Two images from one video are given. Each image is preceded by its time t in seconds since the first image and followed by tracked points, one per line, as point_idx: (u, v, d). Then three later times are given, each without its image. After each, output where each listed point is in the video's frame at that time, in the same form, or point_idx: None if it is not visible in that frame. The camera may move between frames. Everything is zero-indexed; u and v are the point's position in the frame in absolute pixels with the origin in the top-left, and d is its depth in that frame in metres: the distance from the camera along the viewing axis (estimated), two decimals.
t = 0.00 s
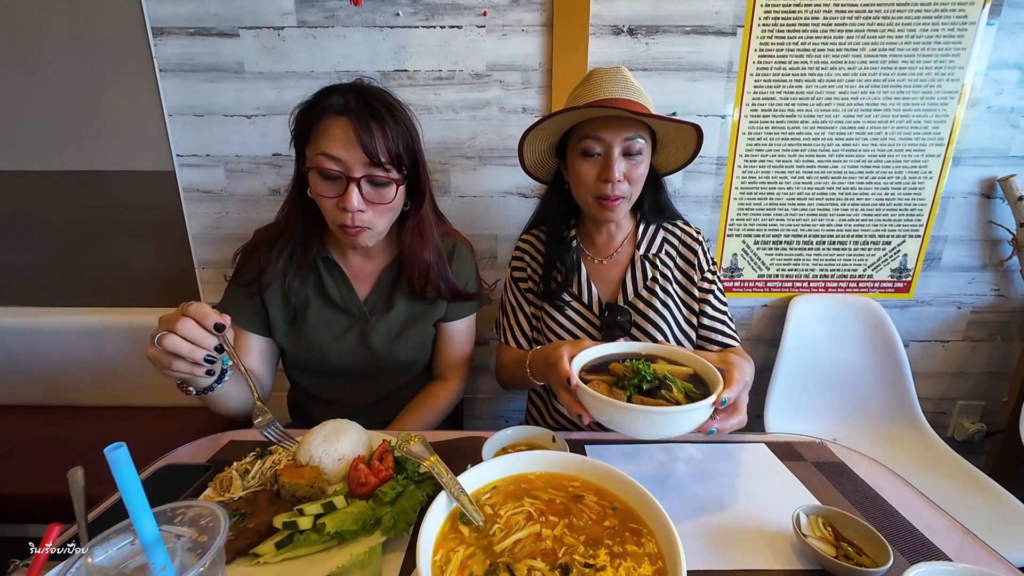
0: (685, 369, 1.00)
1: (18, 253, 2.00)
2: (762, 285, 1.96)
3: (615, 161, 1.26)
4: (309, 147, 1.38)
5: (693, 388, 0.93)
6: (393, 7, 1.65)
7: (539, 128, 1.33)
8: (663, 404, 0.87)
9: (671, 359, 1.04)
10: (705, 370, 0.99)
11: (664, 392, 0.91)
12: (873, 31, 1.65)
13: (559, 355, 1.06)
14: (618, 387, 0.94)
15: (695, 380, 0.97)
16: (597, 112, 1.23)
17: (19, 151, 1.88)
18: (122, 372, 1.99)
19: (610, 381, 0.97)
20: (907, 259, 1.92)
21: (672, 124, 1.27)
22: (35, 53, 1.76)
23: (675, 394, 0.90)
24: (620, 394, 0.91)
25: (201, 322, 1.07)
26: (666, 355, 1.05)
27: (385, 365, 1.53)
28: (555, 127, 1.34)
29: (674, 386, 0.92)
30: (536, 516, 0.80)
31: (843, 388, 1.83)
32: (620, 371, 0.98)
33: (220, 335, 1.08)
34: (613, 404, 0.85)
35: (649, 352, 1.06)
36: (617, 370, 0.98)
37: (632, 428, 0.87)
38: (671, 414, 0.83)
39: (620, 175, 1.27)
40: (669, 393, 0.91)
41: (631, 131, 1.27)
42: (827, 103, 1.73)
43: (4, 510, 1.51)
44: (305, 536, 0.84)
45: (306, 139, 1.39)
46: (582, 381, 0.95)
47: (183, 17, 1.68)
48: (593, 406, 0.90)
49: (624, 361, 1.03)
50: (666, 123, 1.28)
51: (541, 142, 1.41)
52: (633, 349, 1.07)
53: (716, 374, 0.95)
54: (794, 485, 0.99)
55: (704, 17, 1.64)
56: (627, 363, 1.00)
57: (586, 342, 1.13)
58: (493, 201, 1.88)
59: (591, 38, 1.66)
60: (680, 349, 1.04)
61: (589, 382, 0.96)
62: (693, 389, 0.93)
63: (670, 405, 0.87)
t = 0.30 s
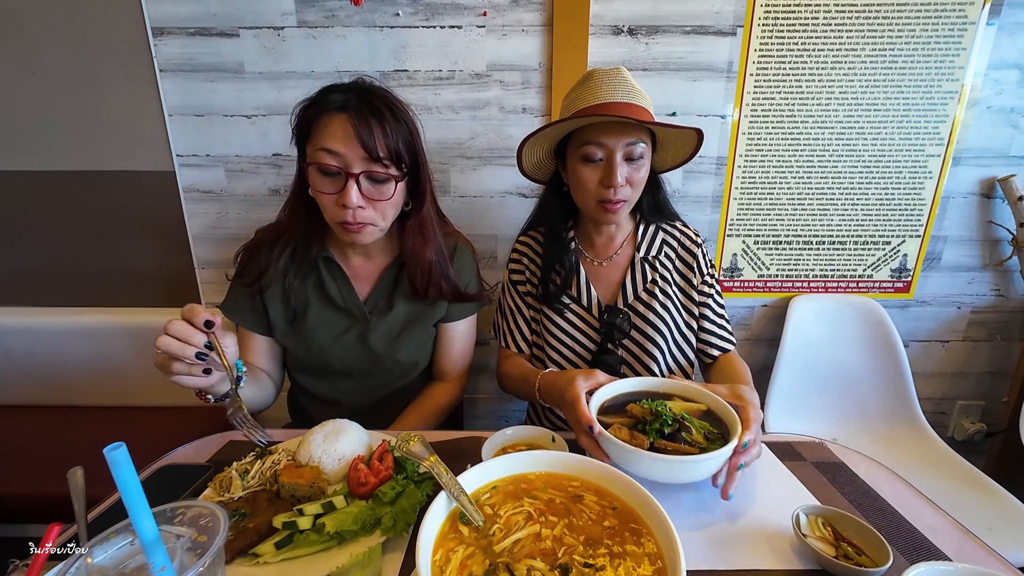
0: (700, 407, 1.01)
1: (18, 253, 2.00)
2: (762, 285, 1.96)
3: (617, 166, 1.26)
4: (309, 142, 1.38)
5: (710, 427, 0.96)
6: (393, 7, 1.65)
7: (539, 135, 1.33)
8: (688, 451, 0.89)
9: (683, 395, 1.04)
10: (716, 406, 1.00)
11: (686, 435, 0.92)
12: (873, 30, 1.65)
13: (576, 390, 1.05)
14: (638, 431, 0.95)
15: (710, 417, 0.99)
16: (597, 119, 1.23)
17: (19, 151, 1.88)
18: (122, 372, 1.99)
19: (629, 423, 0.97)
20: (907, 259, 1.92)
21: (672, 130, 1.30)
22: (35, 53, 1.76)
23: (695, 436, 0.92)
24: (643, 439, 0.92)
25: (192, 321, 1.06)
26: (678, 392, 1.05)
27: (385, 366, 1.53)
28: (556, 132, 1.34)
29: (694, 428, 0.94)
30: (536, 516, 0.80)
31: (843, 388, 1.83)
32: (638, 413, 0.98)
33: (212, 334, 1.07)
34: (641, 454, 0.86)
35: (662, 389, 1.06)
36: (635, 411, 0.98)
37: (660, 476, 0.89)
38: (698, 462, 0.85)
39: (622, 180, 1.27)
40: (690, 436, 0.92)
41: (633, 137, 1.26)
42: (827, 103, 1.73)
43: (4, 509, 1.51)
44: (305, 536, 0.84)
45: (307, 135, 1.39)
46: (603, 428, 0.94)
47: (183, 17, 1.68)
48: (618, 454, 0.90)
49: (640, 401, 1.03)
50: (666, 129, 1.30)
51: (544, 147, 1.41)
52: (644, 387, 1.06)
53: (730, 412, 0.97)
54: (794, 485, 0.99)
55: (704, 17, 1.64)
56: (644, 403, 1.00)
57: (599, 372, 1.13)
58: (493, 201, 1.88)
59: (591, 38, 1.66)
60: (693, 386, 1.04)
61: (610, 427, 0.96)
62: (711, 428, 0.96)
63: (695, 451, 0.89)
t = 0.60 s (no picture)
0: (708, 428, 0.99)
1: (17, 253, 2.00)
2: (762, 285, 1.96)
3: (615, 167, 1.26)
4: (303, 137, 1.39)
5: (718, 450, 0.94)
6: (393, 7, 1.65)
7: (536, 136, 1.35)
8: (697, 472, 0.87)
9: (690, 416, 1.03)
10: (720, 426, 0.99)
11: (695, 457, 0.91)
12: (873, 30, 1.65)
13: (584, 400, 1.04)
14: (647, 449, 0.93)
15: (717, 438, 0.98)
16: (595, 119, 1.24)
17: (19, 150, 1.88)
18: (122, 372, 2.00)
19: (636, 441, 0.96)
20: (907, 259, 1.92)
21: (675, 131, 1.29)
22: (35, 53, 1.76)
23: (704, 459, 0.91)
24: (651, 457, 0.90)
25: (283, 311, 1.16)
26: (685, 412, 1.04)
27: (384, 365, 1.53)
28: (558, 130, 1.34)
29: (702, 451, 0.92)
30: (536, 516, 0.80)
31: (843, 388, 1.83)
32: (646, 431, 0.97)
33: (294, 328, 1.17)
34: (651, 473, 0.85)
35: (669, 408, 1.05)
36: (643, 428, 0.97)
37: (667, 495, 0.87)
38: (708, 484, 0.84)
39: (620, 181, 1.27)
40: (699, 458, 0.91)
41: (634, 138, 1.26)
42: (827, 103, 1.73)
43: (4, 510, 1.51)
44: (305, 536, 0.84)
45: (301, 131, 1.39)
46: (612, 443, 0.93)
47: (183, 18, 1.68)
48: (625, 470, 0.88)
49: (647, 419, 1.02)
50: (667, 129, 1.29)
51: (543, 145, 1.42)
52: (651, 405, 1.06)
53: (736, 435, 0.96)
54: (794, 484, 0.99)
55: (704, 17, 1.64)
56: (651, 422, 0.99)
57: (606, 388, 1.13)
58: (493, 201, 1.88)
59: (591, 38, 1.66)
60: (699, 407, 1.03)
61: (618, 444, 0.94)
62: (719, 451, 0.94)
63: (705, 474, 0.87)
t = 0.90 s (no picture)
0: (713, 436, 0.98)
1: (17, 253, 2.00)
2: (762, 285, 1.96)
3: (618, 166, 1.26)
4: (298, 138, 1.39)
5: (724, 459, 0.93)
6: (393, 7, 1.65)
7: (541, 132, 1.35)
8: (702, 483, 0.86)
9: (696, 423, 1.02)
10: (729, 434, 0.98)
11: (700, 467, 0.90)
12: (873, 30, 1.65)
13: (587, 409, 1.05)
14: (651, 461, 0.92)
15: (723, 446, 0.97)
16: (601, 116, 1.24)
17: (19, 151, 1.88)
18: (122, 372, 2.00)
19: (640, 452, 0.95)
20: (907, 259, 1.92)
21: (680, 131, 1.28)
22: (35, 53, 1.76)
23: (710, 469, 0.90)
24: (656, 470, 0.90)
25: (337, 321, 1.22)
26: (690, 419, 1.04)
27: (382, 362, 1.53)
28: (560, 127, 1.34)
29: (708, 460, 0.91)
30: (536, 516, 0.80)
31: (843, 388, 1.83)
32: (650, 442, 0.96)
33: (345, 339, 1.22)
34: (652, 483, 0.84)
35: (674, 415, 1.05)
36: (647, 439, 0.96)
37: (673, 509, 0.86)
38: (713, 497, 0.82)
39: (621, 180, 1.27)
40: (705, 469, 0.90)
41: (638, 137, 1.26)
42: (827, 103, 1.73)
43: (4, 510, 1.51)
44: (305, 536, 0.84)
45: (296, 134, 1.39)
46: (617, 456, 0.93)
47: (183, 18, 1.68)
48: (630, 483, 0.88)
49: (652, 429, 1.01)
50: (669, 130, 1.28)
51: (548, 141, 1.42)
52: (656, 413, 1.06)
53: (745, 444, 0.95)
54: (794, 485, 0.99)
55: (704, 17, 1.64)
56: (656, 432, 0.98)
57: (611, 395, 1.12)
58: (493, 200, 1.88)
59: (591, 38, 1.66)
60: (703, 414, 1.03)
61: (622, 455, 0.94)
62: (726, 460, 0.93)
63: (710, 485, 0.86)
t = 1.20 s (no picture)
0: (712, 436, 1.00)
1: (15, 252, 2.00)
2: (761, 285, 1.96)
3: (553, 157, 1.21)
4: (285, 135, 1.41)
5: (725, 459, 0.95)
6: (393, 7, 1.65)
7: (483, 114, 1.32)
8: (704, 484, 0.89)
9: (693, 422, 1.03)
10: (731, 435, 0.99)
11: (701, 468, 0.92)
12: (871, 31, 1.65)
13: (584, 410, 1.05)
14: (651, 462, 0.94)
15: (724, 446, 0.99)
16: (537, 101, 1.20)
17: (18, 150, 1.88)
18: (121, 372, 2.00)
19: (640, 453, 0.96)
20: (905, 260, 1.92)
21: (623, 112, 1.18)
22: (35, 53, 1.76)
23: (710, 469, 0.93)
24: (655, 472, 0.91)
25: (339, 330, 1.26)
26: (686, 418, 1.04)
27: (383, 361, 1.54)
28: (508, 114, 1.31)
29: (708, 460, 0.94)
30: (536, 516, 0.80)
31: (843, 388, 1.83)
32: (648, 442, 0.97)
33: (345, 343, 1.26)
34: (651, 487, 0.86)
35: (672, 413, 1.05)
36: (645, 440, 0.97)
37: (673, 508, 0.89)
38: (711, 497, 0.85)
39: (557, 174, 1.21)
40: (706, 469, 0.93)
41: (576, 122, 1.20)
42: (825, 103, 1.73)
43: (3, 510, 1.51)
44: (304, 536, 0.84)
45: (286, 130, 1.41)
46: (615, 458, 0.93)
47: (183, 18, 1.68)
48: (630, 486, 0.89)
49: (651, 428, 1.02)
50: (616, 112, 1.20)
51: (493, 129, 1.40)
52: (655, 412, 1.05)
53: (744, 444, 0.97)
54: (794, 485, 1.00)
55: (703, 18, 1.64)
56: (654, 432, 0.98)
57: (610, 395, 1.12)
58: (493, 200, 1.88)
59: (590, 38, 1.66)
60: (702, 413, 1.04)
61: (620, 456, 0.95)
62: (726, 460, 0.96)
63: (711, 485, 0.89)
